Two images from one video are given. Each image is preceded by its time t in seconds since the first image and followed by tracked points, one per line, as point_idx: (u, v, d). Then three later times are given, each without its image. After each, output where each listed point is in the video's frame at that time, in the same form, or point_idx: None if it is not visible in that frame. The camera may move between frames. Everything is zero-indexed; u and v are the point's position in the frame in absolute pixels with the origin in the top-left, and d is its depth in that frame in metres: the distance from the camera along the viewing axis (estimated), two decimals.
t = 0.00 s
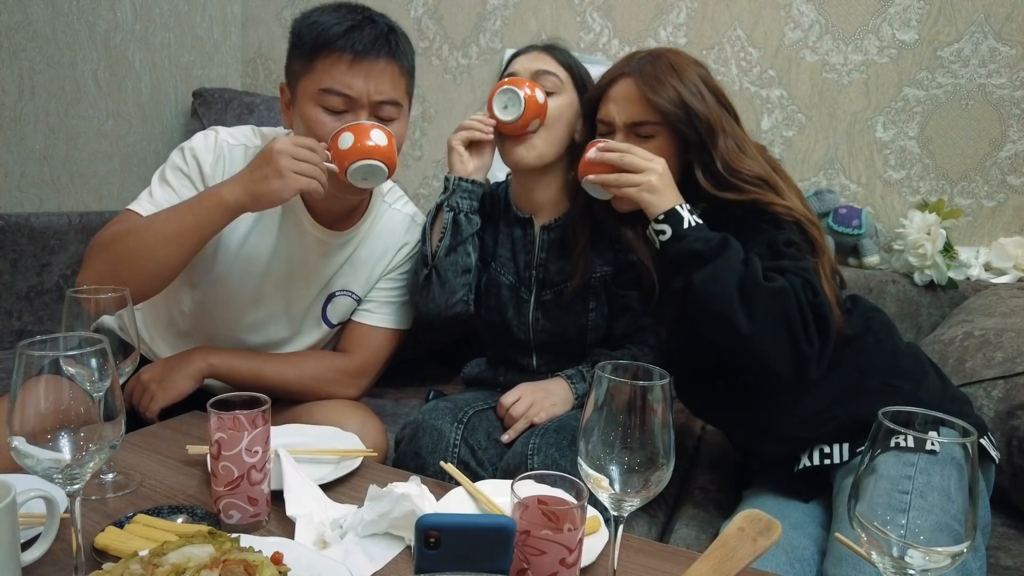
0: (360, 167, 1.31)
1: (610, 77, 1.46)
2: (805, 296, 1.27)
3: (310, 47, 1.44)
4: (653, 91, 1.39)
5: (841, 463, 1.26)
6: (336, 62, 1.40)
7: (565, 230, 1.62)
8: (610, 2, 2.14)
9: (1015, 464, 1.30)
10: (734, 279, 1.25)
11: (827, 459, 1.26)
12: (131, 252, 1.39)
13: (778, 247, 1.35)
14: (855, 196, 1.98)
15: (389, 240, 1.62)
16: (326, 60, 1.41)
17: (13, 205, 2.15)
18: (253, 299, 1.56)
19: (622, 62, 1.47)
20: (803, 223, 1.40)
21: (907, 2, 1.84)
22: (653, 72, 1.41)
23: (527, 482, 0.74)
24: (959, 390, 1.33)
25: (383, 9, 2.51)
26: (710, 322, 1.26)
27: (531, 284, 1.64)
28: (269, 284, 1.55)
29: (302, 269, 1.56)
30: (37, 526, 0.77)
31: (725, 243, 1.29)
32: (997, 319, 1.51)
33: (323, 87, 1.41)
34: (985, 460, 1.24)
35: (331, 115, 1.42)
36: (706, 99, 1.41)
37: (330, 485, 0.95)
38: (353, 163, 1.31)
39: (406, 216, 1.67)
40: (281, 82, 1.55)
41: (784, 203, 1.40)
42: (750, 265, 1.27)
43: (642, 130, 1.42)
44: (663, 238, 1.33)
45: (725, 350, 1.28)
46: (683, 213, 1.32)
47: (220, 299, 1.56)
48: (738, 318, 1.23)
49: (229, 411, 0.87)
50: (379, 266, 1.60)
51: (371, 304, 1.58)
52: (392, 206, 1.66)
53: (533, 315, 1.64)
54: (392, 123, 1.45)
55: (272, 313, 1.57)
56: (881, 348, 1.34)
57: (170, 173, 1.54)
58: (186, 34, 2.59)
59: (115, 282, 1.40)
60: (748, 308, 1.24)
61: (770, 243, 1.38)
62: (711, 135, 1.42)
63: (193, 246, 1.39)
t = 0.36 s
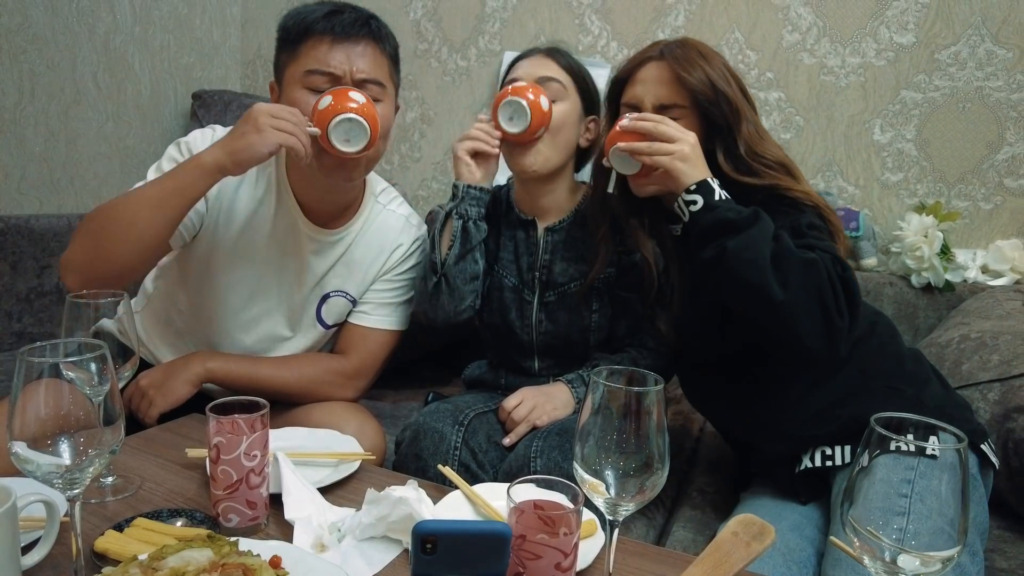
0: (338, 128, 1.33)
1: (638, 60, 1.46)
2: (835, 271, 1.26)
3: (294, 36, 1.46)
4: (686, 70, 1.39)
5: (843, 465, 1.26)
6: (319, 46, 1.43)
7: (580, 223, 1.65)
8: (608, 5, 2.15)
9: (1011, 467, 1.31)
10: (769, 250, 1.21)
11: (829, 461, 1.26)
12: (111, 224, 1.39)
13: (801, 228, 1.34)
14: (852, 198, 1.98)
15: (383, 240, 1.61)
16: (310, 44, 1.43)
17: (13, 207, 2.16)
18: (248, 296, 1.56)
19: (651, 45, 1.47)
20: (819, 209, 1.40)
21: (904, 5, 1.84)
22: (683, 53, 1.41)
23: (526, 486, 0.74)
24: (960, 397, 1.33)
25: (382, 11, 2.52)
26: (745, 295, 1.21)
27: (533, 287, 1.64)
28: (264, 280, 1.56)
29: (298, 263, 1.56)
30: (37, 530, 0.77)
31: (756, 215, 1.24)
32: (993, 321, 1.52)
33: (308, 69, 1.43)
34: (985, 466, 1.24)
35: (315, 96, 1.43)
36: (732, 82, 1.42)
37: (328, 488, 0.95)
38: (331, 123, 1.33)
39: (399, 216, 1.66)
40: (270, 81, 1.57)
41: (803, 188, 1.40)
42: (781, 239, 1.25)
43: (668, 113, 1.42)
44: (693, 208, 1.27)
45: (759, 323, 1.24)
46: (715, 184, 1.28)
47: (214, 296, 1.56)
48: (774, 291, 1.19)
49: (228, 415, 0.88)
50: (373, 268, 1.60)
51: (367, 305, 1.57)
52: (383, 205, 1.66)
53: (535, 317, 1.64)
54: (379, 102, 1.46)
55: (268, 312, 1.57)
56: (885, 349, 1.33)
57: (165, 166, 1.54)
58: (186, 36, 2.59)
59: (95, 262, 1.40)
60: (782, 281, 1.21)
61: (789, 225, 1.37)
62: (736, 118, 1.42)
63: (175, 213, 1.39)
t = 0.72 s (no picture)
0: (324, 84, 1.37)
1: (643, 60, 1.45)
2: (842, 275, 1.24)
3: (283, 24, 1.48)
4: (694, 69, 1.39)
5: (844, 464, 1.26)
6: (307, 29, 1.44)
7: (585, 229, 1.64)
8: (608, 5, 2.15)
9: (1011, 466, 1.31)
10: (777, 258, 1.18)
11: (829, 461, 1.27)
12: (95, 190, 1.37)
13: (807, 232, 1.33)
14: (852, 199, 1.99)
15: (380, 238, 1.59)
16: (299, 26, 1.45)
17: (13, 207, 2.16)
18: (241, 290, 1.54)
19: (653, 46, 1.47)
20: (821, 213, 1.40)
21: (904, 6, 1.85)
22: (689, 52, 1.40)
23: (526, 486, 0.74)
24: (961, 396, 1.33)
25: (383, 12, 2.52)
26: (753, 302, 1.19)
27: (530, 307, 1.64)
28: (258, 270, 1.54)
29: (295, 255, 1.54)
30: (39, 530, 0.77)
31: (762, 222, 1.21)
32: (993, 321, 1.52)
33: (296, 48, 1.45)
34: (985, 466, 1.24)
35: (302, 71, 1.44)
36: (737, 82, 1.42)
37: (329, 489, 0.95)
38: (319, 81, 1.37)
39: (396, 213, 1.64)
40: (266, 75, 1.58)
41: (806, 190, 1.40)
42: (789, 244, 1.21)
43: (676, 114, 1.41)
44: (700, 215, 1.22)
45: (768, 327, 1.21)
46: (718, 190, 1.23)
47: (208, 286, 1.54)
48: (783, 297, 1.17)
49: (229, 416, 0.88)
50: (370, 266, 1.58)
51: (366, 304, 1.57)
52: (380, 201, 1.63)
53: (534, 337, 1.64)
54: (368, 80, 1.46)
55: (262, 306, 1.56)
56: (884, 349, 1.34)
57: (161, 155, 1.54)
58: (187, 36, 2.59)
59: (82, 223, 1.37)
60: (789, 287, 1.18)
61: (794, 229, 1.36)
62: (742, 119, 1.41)
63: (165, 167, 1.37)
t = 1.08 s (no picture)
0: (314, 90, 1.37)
1: (615, 79, 1.41)
2: (838, 323, 1.22)
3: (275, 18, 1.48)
4: (662, 89, 1.35)
5: (842, 464, 1.27)
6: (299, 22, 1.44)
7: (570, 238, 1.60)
8: (607, 4, 2.15)
9: (1010, 464, 1.31)
10: (769, 326, 1.16)
11: (828, 461, 1.27)
12: (86, 193, 1.37)
13: (800, 263, 1.28)
14: (851, 197, 1.99)
15: (376, 234, 1.58)
16: (292, 22, 1.45)
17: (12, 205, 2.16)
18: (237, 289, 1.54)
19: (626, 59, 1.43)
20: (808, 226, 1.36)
21: (903, 3, 1.84)
22: (659, 69, 1.36)
23: (525, 481, 0.74)
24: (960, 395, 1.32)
25: (383, 11, 2.52)
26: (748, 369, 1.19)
27: (526, 314, 1.62)
28: (253, 269, 1.54)
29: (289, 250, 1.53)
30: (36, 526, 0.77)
31: (753, 285, 1.17)
32: (992, 319, 1.52)
33: (288, 45, 1.44)
34: (983, 466, 1.24)
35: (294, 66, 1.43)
36: (710, 94, 1.37)
37: (328, 486, 0.95)
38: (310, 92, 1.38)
39: (392, 209, 1.62)
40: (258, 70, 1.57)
41: (792, 206, 1.36)
42: (781, 299, 1.18)
43: (653, 133, 1.38)
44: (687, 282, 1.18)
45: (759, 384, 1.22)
46: (704, 255, 1.16)
47: (202, 285, 1.54)
48: (776, 359, 1.17)
49: (227, 412, 0.88)
50: (366, 262, 1.57)
51: (363, 302, 1.56)
52: (376, 198, 1.62)
53: (530, 343, 1.63)
54: (360, 75, 1.45)
55: (257, 304, 1.56)
56: (885, 348, 1.34)
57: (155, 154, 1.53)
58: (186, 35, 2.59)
59: (70, 224, 1.38)
60: (785, 351, 1.18)
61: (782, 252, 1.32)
62: (720, 131, 1.37)
63: (148, 171, 1.37)
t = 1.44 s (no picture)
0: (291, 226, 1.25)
1: (582, 106, 1.40)
2: (840, 369, 1.26)
3: (255, 58, 1.33)
4: (625, 121, 1.32)
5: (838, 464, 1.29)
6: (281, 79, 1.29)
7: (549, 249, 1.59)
8: (606, 3, 2.15)
9: (1008, 463, 1.31)
10: (772, 401, 1.26)
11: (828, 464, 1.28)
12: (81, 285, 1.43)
13: (796, 301, 1.30)
14: (850, 196, 1.98)
15: (371, 234, 1.57)
16: (277, 79, 1.30)
17: (10, 205, 2.16)
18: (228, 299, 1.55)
19: (590, 86, 1.40)
20: (790, 249, 1.34)
21: (901, 2, 1.84)
22: (622, 98, 1.33)
23: (520, 479, 0.74)
24: (959, 394, 1.32)
25: (381, 10, 2.52)
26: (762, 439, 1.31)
27: (518, 309, 1.62)
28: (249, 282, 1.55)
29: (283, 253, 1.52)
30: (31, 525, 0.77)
31: (750, 365, 1.25)
32: (990, 318, 1.52)
33: (274, 104, 1.32)
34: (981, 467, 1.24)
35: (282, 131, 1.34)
36: (675, 116, 1.34)
37: (325, 484, 0.95)
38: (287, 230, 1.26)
39: (386, 208, 1.60)
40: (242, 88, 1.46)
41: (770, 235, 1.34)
42: (780, 364, 1.26)
43: (623, 160, 1.35)
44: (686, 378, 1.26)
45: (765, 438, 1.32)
46: (694, 352, 1.21)
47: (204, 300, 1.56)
48: (781, 424, 1.27)
49: (224, 409, 0.87)
50: (362, 263, 1.56)
51: (360, 301, 1.56)
52: (370, 197, 1.59)
53: (521, 338, 1.63)
54: (353, 135, 1.37)
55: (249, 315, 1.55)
56: (885, 349, 1.36)
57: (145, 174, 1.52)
58: (184, 35, 2.59)
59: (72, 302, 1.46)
60: (791, 415, 1.27)
61: (767, 282, 1.32)
62: (691, 155, 1.35)
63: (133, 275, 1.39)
